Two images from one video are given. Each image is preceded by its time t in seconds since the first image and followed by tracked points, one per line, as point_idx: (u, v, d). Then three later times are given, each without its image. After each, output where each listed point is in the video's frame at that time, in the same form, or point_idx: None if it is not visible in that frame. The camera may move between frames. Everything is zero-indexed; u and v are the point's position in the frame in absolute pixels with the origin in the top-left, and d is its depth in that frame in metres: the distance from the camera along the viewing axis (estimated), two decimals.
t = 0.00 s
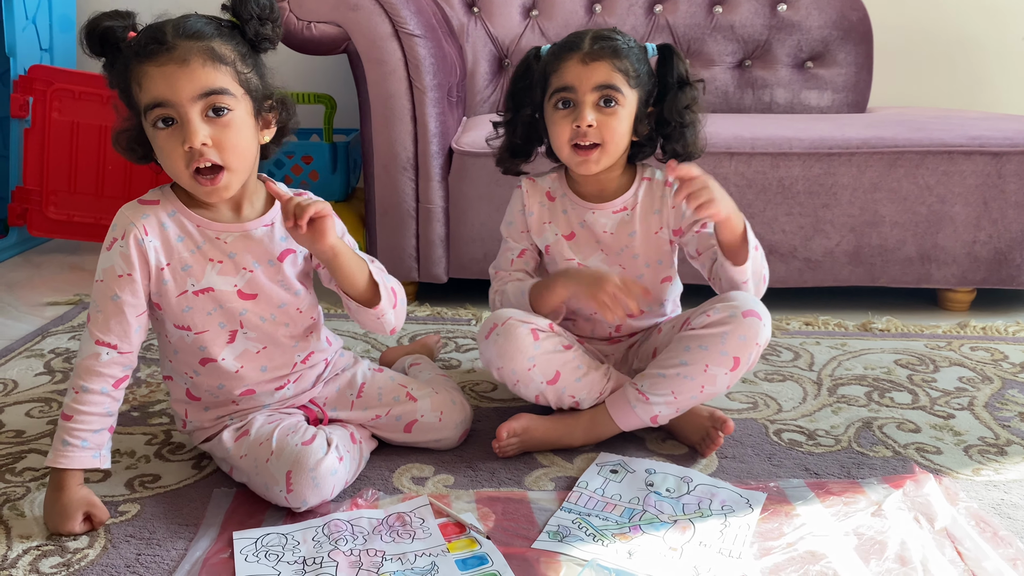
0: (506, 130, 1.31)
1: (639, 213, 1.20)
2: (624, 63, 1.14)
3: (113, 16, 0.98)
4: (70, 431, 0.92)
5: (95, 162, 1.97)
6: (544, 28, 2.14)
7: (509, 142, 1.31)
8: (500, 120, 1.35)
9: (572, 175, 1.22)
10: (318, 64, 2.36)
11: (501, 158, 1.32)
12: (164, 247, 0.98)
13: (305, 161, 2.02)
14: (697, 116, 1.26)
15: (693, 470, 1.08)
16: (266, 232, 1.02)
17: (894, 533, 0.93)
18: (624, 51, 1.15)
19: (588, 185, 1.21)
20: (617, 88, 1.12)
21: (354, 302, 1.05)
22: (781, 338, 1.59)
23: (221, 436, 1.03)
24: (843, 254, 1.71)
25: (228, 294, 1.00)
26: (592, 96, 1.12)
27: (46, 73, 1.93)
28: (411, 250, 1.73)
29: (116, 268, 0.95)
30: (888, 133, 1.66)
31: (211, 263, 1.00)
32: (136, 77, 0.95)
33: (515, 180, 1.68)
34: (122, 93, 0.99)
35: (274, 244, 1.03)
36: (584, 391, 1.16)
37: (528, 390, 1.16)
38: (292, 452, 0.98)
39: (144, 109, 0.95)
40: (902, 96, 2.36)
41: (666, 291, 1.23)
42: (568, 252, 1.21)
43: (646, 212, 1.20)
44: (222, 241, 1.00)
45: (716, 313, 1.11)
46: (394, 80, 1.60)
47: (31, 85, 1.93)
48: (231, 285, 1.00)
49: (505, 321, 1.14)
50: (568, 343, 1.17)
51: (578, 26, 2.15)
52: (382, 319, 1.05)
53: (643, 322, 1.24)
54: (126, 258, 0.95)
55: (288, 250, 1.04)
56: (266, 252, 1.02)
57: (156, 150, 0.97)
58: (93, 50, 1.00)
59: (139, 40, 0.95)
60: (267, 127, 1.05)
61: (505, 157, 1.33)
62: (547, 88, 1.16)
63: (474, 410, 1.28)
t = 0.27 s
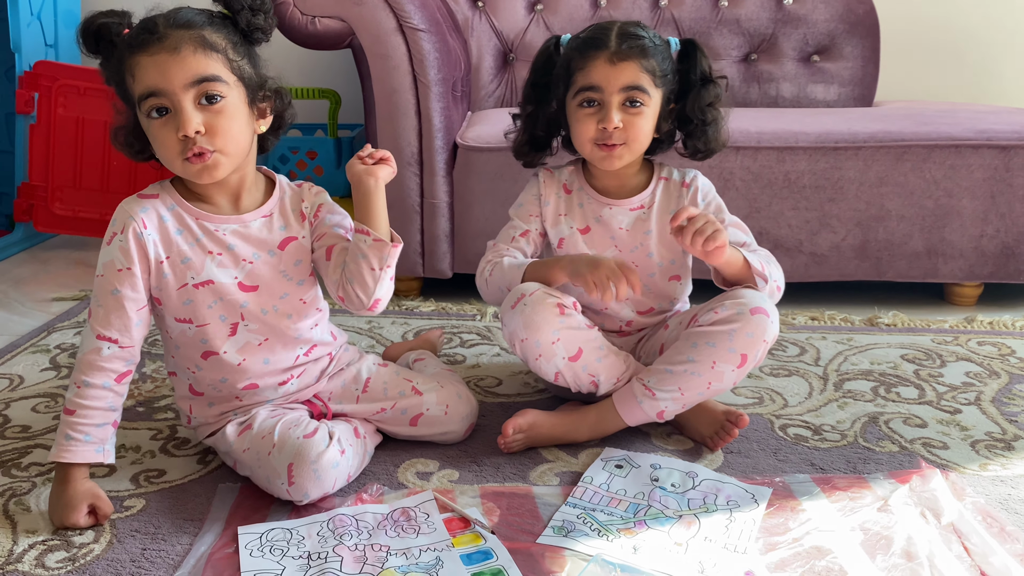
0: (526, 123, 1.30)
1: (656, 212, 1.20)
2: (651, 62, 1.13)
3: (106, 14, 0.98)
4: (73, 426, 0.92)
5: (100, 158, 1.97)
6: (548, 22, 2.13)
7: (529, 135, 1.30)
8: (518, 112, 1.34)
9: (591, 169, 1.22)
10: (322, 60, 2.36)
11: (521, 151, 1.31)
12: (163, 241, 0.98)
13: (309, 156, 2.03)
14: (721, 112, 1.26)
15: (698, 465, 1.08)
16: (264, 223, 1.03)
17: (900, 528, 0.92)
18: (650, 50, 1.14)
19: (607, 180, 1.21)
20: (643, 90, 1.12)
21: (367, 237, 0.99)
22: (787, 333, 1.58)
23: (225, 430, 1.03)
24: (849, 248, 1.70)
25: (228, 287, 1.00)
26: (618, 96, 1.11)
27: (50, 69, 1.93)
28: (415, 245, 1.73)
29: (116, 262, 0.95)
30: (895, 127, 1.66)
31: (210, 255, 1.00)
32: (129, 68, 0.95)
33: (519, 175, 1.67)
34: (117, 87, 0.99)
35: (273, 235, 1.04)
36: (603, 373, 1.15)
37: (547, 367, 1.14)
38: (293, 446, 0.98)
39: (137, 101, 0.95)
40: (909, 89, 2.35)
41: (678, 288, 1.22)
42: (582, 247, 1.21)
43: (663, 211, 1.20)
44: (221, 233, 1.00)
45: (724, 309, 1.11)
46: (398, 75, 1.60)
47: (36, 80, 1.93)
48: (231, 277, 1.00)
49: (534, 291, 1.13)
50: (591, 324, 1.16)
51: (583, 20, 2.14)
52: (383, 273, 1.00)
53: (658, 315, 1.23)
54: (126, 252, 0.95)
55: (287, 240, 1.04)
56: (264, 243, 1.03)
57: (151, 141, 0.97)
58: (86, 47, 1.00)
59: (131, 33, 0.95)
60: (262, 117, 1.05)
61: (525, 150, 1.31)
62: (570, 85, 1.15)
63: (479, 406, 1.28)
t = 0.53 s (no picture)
0: (539, 109, 1.29)
1: (667, 200, 1.18)
2: (671, 45, 1.12)
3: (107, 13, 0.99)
4: (75, 422, 0.93)
5: (105, 154, 1.97)
6: (552, 18, 2.13)
7: (541, 122, 1.29)
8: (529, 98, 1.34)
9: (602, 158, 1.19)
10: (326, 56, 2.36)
11: (531, 137, 1.31)
12: (161, 238, 0.98)
13: (313, 152, 2.03)
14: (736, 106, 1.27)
15: (703, 461, 1.08)
16: (258, 218, 1.02)
17: (906, 524, 0.92)
18: (670, 35, 1.13)
19: (620, 173, 1.18)
20: (662, 71, 1.10)
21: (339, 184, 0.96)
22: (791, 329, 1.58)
23: (229, 427, 1.03)
24: (854, 244, 1.70)
25: (225, 283, 1.00)
26: (638, 76, 1.09)
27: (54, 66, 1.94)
28: (419, 241, 1.73)
29: (115, 259, 0.95)
30: (900, 122, 1.65)
31: (207, 252, 0.99)
32: (129, 61, 0.95)
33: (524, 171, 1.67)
34: (118, 83, 1.00)
35: (269, 231, 1.02)
36: (602, 385, 1.16)
37: (546, 388, 1.16)
38: (298, 443, 0.98)
39: (137, 93, 0.96)
40: (914, 85, 2.35)
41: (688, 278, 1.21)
42: (593, 238, 1.18)
43: (673, 198, 1.18)
44: (217, 230, 1.00)
45: (739, 319, 1.10)
46: (402, 71, 1.60)
47: (41, 77, 1.94)
48: (228, 274, 1.00)
49: (520, 318, 1.15)
50: (584, 338, 1.17)
51: (586, 16, 2.14)
52: (355, 219, 0.95)
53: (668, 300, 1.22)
54: (124, 249, 0.96)
55: (283, 234, 1.03)
56: (262, 239, 1.02)
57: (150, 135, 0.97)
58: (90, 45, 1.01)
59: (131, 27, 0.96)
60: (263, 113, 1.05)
61: (536, 136, 1.31)
62: (586, 66, 1.13)
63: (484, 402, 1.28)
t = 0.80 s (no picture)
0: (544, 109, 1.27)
1: (676, 201, 1.18)
2: (683, 40, 1.13)
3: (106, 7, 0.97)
4: (73, 421, 0.93)
5: (106, 150, 1.97)
6: (553, 14, 2.12)
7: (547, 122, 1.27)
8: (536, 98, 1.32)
9: (609, 158, 1.18)
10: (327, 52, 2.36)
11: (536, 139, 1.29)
12: (162, 235, 0.98)
13: (314, 150, 2.01)
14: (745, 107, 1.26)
15: (705, 458, 1.08)
16: (260, 215, 1.02)
17: (908, 521, 0.92)
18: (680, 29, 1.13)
19: (627, 172, 1.18)
20: (672, 64, 1.10)
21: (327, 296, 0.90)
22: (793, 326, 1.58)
23: (232, 424, 1.03)
24: (856, 241, 1.69)
25: (227, 281, 1.00)
26: (649, 68, 1.09)
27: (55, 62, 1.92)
28: (421, 238, 1.73)
29: (115, 258, 0.95)
30: (902, 118, 1.65)
31: (208, 250, 0.99)
32: (147, 58, 0.95)
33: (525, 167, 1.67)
34: (122, 79, 0.98)
35: (269, 228, 1.02)
36: (601, 391, 1.14)
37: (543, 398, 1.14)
38: (300, 439, 0.98)
39: (154, 89, 0.95)
40: (916, 81, 2.34)
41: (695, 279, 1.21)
42: (601, 239, 1.18)
43: (682, 200, 1.18)
44: (218, 227, 0.99)
45: (756, 335, 1.09)
46: (404, 67, 1.59)
47: (42, 74, 1.94)
48: (229, 271, 1.00)
49: (512, 335, 1.14)
50: (578, 347, 1.16)
51: (588, 12, 2.14)
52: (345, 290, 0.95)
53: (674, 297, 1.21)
54: (124, 248, 0.95)
55: (283, 232, 1.03)
56: (264, 237, 1.02)
57: (161, 131, 0.96)
58: (86, 37, 0.99)
59: (149, 25, 0.96)
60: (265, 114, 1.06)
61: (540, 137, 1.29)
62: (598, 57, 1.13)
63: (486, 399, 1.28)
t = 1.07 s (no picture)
0: (546, 108, 1.27)
1: (674, 203, 1.17)
2: (685, 48, 1.11)
3: None
4: (81, 412, 0.93)
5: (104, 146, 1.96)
6: (552, 10, 2.12)
7: (551, 120, 1.27)
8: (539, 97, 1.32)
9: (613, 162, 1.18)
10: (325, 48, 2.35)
11: (541, 137, 1.29)
12: (175, 227, 0.97)
13: (313, 146, 2.01)
14: (749, 106, 1.25)
15: (703, 454, 1.08)
16: (270, 211, 1.02)
17: (907, 518, 0.93)
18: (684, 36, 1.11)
19: (631, 176, 1.18)
20: (675, 77, 1.09)
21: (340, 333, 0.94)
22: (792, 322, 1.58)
23: (234, 418, 1.03)
24: (854, 237, 1.69)
25: (238, 275, 1.00)
26: (650, 82, 1.09)
27: (53, 58, 1.92)
28: (420, 234, 1.72)
29: (125, 252, 0.95)
30: (901, 114, 1.65)
31: (221, 242, 0.99)
32: (238, 45, 0.94)
33: (524, 163, 1.67)
34: (185, 53, 0.94)
35: (280, 222, 1.03)
36: (601, 394, 1.13)
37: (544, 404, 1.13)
38: (298, 429, 0.98)
39: (241, 74, 0.94)
40: (914, 78, 2.34)
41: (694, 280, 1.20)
42: (602, 245, 1.18)
43: (679, 202, 1.17)
44: (233, 219, 1.00)
45: (770, 360, 1.08)
46: (403, 63, 1.59)
47: (39, 69, 1.93)
48: (242, 263, 1.00)
49: (510, 342, 1.13)
50: (576, 349, 1.15)
51: (587, 8, 2.13)
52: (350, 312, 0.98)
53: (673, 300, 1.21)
54: (135, 242, 0.95)
55: (291, 229, 1.04)
56: (272, 231, 1.02)
57: (229, 116, 0.95)
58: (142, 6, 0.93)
59: (236, 13, 0.95)
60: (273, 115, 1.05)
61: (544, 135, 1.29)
62: (600, 66, 1.13)
63: (485, 395, 1.28)
